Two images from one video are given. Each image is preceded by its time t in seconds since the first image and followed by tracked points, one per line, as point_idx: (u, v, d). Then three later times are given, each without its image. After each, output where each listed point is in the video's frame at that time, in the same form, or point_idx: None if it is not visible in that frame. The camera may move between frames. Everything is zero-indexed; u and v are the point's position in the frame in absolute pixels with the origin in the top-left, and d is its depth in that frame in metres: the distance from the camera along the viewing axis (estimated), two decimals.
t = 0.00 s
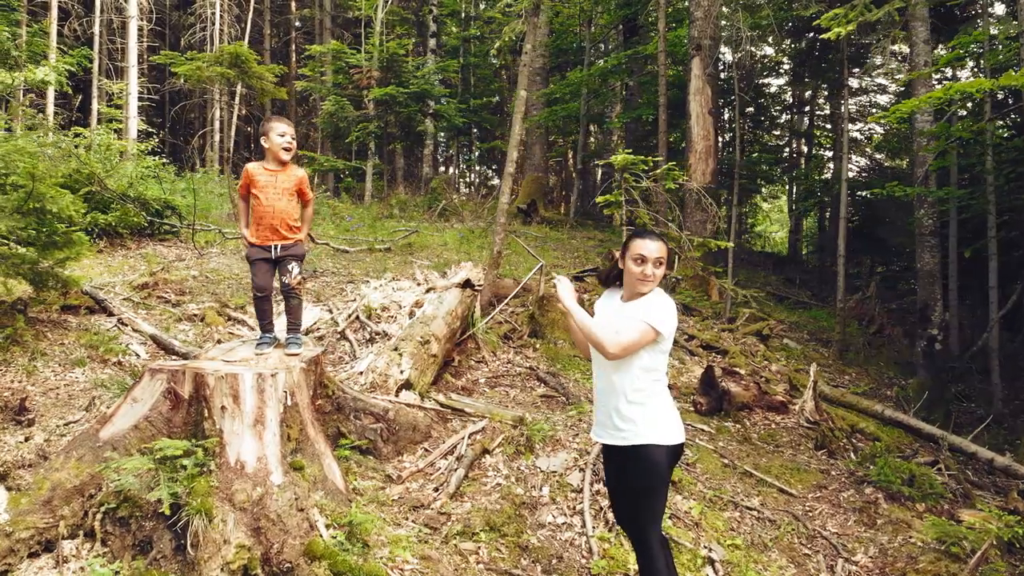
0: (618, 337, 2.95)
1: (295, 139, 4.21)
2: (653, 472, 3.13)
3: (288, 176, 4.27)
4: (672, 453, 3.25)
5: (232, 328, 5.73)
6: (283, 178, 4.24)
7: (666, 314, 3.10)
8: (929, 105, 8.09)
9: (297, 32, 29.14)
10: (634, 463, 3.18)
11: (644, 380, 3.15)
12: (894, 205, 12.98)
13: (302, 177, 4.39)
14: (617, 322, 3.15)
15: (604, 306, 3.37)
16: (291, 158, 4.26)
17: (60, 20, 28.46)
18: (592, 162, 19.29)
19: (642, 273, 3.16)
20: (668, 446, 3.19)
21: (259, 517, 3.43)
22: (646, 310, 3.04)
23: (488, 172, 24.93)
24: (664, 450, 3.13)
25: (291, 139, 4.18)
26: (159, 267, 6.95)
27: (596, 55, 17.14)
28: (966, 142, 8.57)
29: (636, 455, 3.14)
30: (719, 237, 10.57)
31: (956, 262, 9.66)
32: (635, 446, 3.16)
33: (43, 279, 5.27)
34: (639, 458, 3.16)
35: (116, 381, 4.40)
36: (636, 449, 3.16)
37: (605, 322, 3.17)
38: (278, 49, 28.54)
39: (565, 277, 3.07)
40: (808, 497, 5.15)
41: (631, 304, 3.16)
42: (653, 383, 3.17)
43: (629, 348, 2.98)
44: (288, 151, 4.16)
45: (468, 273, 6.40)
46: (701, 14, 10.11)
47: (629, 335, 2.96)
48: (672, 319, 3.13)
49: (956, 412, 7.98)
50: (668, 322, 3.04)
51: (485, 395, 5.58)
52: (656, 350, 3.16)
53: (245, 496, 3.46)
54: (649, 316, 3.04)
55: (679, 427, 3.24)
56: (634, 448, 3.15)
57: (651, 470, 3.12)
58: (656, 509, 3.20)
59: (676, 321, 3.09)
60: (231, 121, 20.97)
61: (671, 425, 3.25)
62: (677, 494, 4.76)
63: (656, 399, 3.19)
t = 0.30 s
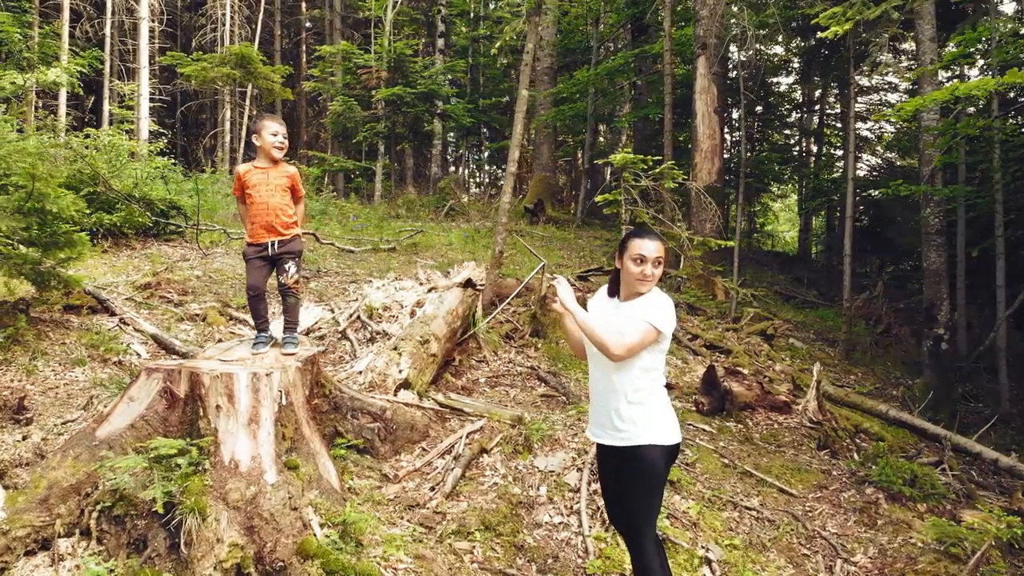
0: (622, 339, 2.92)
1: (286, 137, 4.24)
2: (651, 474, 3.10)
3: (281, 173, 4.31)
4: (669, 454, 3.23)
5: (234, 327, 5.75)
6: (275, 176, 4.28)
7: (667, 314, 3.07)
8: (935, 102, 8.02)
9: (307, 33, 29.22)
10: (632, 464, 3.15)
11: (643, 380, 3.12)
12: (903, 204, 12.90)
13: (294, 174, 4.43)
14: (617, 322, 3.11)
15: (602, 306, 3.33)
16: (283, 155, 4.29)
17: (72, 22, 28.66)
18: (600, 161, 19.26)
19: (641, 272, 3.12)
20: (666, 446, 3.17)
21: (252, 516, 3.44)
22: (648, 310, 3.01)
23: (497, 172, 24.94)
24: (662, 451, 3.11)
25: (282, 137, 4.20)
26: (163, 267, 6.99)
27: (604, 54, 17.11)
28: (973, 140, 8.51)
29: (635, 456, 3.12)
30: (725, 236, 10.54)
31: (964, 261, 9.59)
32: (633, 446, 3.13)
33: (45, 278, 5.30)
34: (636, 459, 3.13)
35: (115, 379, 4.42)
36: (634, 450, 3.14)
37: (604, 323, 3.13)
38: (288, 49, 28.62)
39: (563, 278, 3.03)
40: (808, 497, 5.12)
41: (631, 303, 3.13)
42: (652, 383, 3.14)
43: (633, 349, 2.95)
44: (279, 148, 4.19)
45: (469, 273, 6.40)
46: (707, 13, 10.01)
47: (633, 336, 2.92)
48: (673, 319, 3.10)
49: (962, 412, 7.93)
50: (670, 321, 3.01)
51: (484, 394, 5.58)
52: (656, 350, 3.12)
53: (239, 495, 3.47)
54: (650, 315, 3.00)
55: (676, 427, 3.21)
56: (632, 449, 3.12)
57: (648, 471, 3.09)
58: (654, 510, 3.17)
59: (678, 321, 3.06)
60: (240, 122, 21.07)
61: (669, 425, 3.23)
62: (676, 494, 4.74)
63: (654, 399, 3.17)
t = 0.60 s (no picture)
0: (609, 339, 2.89)
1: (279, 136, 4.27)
2: (641, 473, 3.08)
3: (274, 171, 4.32)
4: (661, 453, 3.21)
5: (233, 327, 5.76)
6: (270, 175, 4.29)
7: (658, 315, 3.04)
8: (940, 100, 7.95)
9: (316, 33, 29.29)
10: (622, 464, 3.14)
11: (633, 380, 3.10)
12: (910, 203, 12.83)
13: (286, 172, 4.44)
14: (607, 322, 3.09)
15: (594, 306, 3.30)
16: (275, 156, 4.31)
17: (83, 23, 28.80)
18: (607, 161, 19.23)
19: (631, 272, 3.08)
20: (657, 446, 3.15)
21: (244, 515, 3.44)
22: (637, 311, 2.98)
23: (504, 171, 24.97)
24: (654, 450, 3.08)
25: (274, 136, 4.23)
26: (165, 267, 7.01)
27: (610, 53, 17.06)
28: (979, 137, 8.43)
29: (625, 456, 3.09)
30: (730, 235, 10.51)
31: (971, 260, 9.52)
32: (624, 446, 3.12)
33: (44, 279, 5.32)
34: (626, 458, 3.12)
35: (111, 379, 4.43)
36: (624, 449, 3.12)
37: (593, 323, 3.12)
38: (297, 50, 28.66)
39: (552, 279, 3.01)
40: (807, 497, 5.09)
41: (621, 303, 3.10)
42: (642, 383, 3.12)
43: (621, 349, 2.93)
44: (272, 147, 4.20)
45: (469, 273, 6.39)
46: (711, 11, 9.97)
47: (621, 336, 2.89)
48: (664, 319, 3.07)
49: (967, 412, 7.87)
50: (660, 321, 2.99)
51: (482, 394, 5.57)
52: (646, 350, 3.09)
53: (230, 495, 3.48)
54: (639, 315, 2.98)
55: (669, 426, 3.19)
56: (622, 448, 3.11)
57: (638, 471, 3.07)
58: (645, 512, 3.15)
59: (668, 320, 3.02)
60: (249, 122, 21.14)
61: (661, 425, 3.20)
62: (673, 494, 4.72)
63: (645, 399, 3.14)
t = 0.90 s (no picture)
0: (591, 339, 2.88)
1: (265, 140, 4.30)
2: (628, 474, 3.04)
3: (265, 174, 4.34)
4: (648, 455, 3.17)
5: (231, 328, 5.77)
6: (259, 178, 4.31)
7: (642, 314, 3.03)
8: (945, 98, 7.86)
9: (329, 35, 29.41)
10: (609, 465, 3.10)
11: (618, 381, 3.07)
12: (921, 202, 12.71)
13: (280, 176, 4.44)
14: (591, 323, 3.08)
15: (578, 308, 3.29)
16: (264, 160, 4.32)
17: (98, 25, 29.03)
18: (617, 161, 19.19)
19: (610, 270, 3.08)
20: (643, 447, 3.11)
21: (229, 517, 3.44)
22: (619, 311, 2.97)
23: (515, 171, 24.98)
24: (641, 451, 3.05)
25: (261, 140, 4.25)
26: (167, 268, 7.03)
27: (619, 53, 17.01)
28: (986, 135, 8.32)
29: (611, 457, 3.06)
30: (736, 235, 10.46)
31: (981, 259, 9.41)
32: (610, 447, 3.08)
33: (44, 280, 5.35)
34: (612, 459, 3.08)
35: (105, 379, 4.45)
36: (609, 450, 3.09)
37: (578, 323, 3.11)
38: (310, 52, 28.79)
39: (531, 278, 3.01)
40: (805, 499, 5.05)
41: (605, 304, 3.09)
42: (628, 384, 3.09)
43: (604, 350, 2.92)
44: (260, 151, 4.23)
45: (469, 273, 6.37)
46: (717, 9, 9.91)
47: (603, 337, 2.88)
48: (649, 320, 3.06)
49: (974, 413, 7.78)
50: (644, 321, 2.98)
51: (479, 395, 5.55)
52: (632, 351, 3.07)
53: (216, 496, 3.48)
54: (622, 316, 2.97)
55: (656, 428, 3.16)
56: (609, 449, 3.07)
57: (626, 472, 3.03)
58: (633, 514, 3.10)
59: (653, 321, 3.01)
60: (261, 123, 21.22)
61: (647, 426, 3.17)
62: (667, 496, 4.68)
63: (631, 400, 3.12)
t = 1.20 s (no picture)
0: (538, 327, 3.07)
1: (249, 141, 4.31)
2: (594, 473, 3.12)
3: (250, 175, 4.35)
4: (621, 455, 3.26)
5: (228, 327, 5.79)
6: (245, 178, 4.32)
7: (599, 317, 3.14)
8: (950, 94, 7.77)
9: (345, 36, 29.51)
10: (579, 464, 3.20)
11: (584, 381, 3.19)
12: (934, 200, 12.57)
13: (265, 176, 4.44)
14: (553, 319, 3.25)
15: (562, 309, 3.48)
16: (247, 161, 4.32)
17: (116, 28, 29.27)
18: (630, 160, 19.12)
19: (575, 262, 3.38)
20: (614, 447, 3.19)
21: (208, 515, 3.44)
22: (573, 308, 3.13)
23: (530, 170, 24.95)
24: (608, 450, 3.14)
25: (244, 140, 4.26)
26: (168, 268, 7.07)
27: (630, 51, 16.94)
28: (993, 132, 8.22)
29: (580, 456, 3.15)
30: (744, 233, 10.38)
31: (992, 257, 9.29)
32: (580, 446, 3.18)
33: (39, 280, 5.38)
34: (581, 458, 3.18)
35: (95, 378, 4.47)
36: (579, 450, 3.18)
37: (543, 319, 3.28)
38: (325, 53, 28.87)
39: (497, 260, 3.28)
40: (800, 500, 4.99)
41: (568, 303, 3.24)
42: (594, 384, 3.21)
43: (548, 341, 3.07)
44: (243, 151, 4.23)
45: (467, 272, 6.36)
46: (724, 7, 9.85)
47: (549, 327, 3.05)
48: (610, 321, 3.19)
49: (983, 413, 7.68)
50: (595, 322, 3.10)
51: (473, 394, 5.53)
52: (597, 352, 3.19)
53: (196, 495, 3.48)
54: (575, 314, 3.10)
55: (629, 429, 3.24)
56: (577, 448, 3.17)
57: (592, 471, 3.11)
58: (602, 513, 3.18)
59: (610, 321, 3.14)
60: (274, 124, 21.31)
61: (619, 426, 3.26)
62: (658, 496, 4.65)
63: (599, 401, 3.21)
